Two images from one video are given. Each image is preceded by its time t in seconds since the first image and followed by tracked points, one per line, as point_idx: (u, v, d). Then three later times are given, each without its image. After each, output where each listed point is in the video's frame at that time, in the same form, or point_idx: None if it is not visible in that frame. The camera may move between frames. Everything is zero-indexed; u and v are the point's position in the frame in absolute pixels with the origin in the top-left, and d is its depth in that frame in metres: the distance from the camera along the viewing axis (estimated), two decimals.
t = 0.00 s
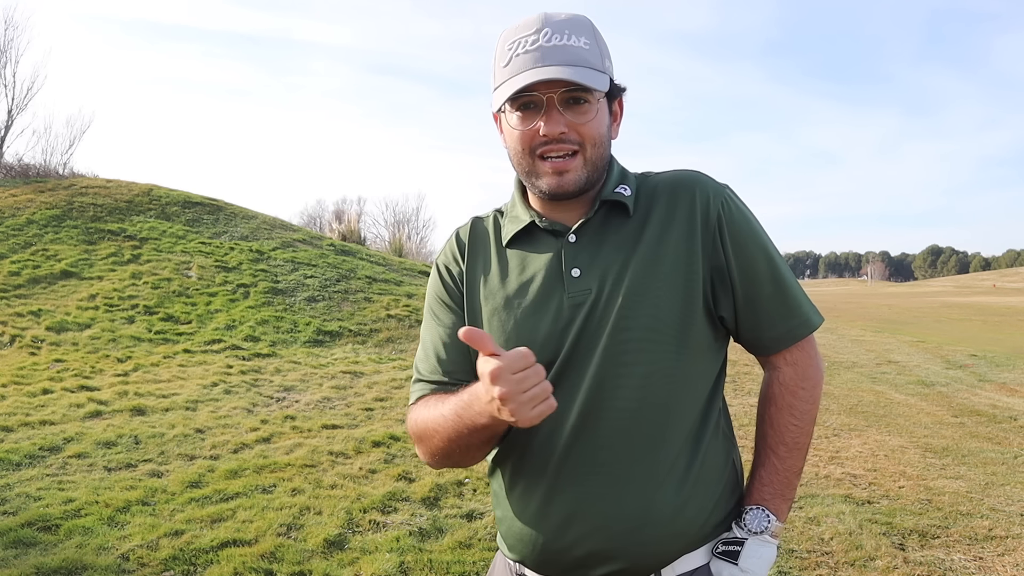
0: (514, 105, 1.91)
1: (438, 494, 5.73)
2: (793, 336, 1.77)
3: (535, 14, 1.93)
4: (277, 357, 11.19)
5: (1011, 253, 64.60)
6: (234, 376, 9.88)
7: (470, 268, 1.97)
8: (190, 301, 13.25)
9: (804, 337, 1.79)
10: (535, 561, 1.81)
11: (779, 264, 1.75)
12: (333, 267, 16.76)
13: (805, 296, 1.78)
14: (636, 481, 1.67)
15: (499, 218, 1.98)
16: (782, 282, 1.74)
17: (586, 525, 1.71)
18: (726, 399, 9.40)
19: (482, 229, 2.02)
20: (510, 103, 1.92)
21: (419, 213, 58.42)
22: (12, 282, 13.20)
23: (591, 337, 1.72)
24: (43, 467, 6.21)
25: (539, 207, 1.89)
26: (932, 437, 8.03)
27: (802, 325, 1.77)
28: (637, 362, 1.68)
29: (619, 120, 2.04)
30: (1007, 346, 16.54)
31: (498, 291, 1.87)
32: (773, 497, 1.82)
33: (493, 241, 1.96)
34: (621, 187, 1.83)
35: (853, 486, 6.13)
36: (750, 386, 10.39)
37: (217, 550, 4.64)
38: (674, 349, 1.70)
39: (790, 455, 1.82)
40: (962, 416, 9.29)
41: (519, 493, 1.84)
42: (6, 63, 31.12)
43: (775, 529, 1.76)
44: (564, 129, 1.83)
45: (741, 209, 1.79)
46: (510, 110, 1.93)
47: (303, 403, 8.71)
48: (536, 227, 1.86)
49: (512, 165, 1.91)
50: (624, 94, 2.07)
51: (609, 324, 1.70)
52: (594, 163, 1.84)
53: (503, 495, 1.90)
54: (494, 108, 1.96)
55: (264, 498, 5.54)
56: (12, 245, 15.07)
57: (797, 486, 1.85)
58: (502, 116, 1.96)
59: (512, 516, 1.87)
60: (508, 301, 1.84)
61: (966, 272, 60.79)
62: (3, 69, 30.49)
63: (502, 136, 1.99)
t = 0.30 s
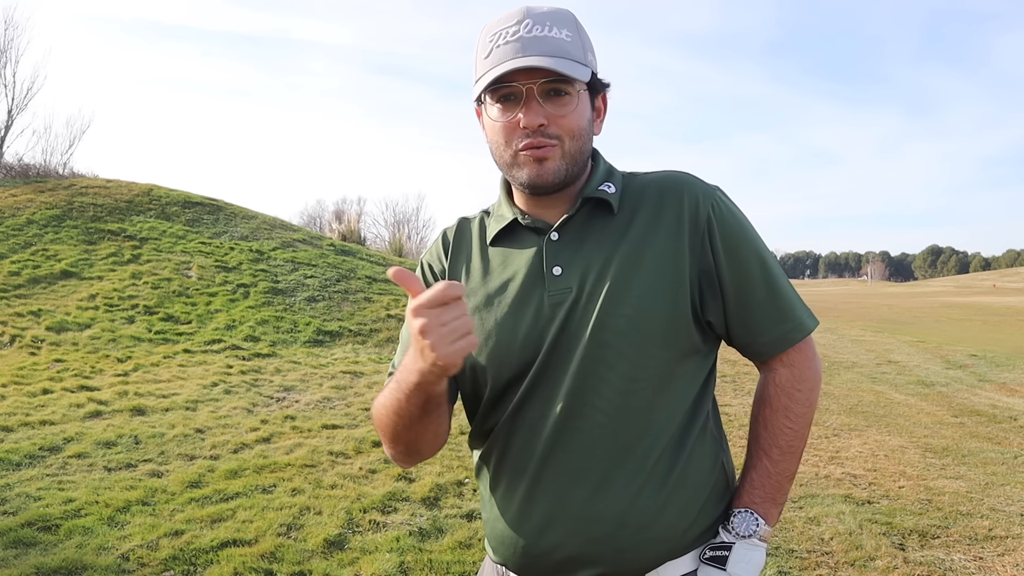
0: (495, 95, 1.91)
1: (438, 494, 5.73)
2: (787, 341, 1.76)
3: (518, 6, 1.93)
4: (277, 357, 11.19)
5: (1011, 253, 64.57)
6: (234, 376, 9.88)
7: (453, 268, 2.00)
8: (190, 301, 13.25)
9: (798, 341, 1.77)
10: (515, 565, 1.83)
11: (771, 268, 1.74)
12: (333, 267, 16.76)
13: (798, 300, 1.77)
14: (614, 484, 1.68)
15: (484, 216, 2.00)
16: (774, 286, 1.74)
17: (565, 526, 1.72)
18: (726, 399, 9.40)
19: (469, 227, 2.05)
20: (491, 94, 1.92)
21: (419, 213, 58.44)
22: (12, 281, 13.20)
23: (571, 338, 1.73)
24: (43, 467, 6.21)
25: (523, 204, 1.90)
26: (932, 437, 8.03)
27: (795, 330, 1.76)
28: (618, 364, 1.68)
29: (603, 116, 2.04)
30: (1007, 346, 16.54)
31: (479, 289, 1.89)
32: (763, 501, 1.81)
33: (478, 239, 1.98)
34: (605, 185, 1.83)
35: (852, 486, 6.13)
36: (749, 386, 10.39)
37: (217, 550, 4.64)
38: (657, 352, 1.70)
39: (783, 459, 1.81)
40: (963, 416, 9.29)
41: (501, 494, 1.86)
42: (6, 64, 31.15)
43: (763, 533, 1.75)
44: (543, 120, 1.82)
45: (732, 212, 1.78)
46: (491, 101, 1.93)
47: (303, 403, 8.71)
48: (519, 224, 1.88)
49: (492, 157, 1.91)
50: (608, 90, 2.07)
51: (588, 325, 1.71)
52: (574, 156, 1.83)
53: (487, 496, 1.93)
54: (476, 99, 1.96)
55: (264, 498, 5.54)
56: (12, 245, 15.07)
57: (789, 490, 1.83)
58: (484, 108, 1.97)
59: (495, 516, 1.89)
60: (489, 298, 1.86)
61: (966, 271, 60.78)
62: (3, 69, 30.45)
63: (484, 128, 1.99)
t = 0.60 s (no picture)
0: (487, 112, 1.92)
1: (438, 494, 5.73)
2: (784, 351, 1.75)
3: (506, 17, 1.94)
4: (277, 357, 11.19)
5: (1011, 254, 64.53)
6: (234, 376, 9.88)
7: (452, 274, 2.05)
8: (190, 301, 13.25)
9: (795, 350, 1.75)
10: (509, 562, 1.87)
11: (768, 276, 1.73)
12: (333, 267, 16.76)
13: (796, 310, 1.76)
14: (602, 485, 1.70)
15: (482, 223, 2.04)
16: (770, 294, 1.72)
17: (554, 525, 1.74)
18: (726, 399, 9.40)
19: (467, 232, 2.10)
20: (483, 110, 1.93)
21: (419, 213, 58.56)
22: (12, 282, 13.20)
23: (561, 342, 1.75)
24: (43, 467, 6.21)
25: (518, 212, 1.92)
26: (932, 437, 8.03)
27: (792, 340, 1.75)
28: (609, 369, 1.69)
29: (595, 122, 2.05)
30: (1007, 346, 16.53)
31: (476, 294, 1.95)
32: (757, 503, 1.81)
33: (475, 244, 2.03)
34: (598, 192, 1.83)
35: (852, 486, 6.13)
36: (749, 386, 10.39)
37: (217, 550, 4.64)
38: (649, 358, 1.70)
39: (780, 463, 1.81)
40: (962, 416, 9.29)
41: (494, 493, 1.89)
42: (6, 64, 31.14)
43: (754, 535, 1.75)
44: (538, 135, 1.83)
45: (731, 219, 1.76)
46: (483, 117, 1.94)
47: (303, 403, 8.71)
48: (512, 231, 1.91)
49: (487, 172, 1.92)
50: (599, 96, 2.08)
51: (579, 329, 1.73)
52: (570, 168, 1.85)
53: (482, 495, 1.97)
54: (467, 116, 1.97)
55: (264, 498, 5.55)
56: (12, 245, 15.07)
57: (784, 494, 1.83)
58: (476, 123, 1.97)
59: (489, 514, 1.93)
60: (484, 304, 1.91)
61: (966, 271, 60.74)
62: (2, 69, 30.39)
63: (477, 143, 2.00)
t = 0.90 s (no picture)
0: (504, 106, 1.96)
1: (438, 494, 5.73)
2: (778, 356, 1.72)
3: (522, 17, 1.96)
4: (276, 357, 11.19)
5: (1011, 254, 64.51)
6: (234, 376, 9.88)
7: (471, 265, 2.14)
8: (190, 301, 13.25)
9: (792, 357, 1.72)
10: (500, 545, 1.92)
11: (768, 282, 1.71)
12: (333, 267, 16.76)
13: (795, 317, 1.73)
14: (587, 472, 1.72)
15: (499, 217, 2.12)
16: (767, 300, 1.70)
17: (541, 507, 1.78)
18: (726, 399, 9.41)
19: (488, 224, 2.18)
20: (499, 104, 1.96)
21: (419, 214, 58.53)
22: (12, 282, 13.20)
23: (558, 331, 1.80)
24: (43, 467, 6.21)
25: (531, 207, 1.98)
26: (932, 437, 8.03)
27: (787, 347, 1.71)
28: (600, 360, 1.72)
29: (608, 120, 2.06)
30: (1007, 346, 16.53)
31: (487, 284, 2.02)
32: (745, 509, 1.76)
33: (492, 235, 2.12)
34: (606, 190, 1.87)
35: (853, 486, 6.13)
36: (749, 386, 10.39)
37: (217, 550, 4.64)
38: (640, 354, 1.71)
39: (770, 470, 1.76)
40: (963, 416, 9.29)
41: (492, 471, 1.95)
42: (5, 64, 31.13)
43: (741, 541, 1.72)
44: (550, 128, 1.86)
45: (735, 223, 1.75)
46: (499, 111, 1.97)
47: (303, 403, 8.71)
48: (523, 224, 1.99)
49: (503, 165, 1.97)
50: (611, 97, 2.09)
51: (574, 321, 1.78)
52: (581, 162, 1.88)
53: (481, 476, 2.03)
54: (483, 111, 2.00)
55: (264, 498, 5.54)
56: (12, 245, 15.07)
57: (774, 502, 1.79)
58: (492, 117, 2.01)
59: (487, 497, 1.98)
60: (493, 290, 1.99)
61: (966, 271, 60.72)
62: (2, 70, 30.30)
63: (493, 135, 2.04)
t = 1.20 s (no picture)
0: (542, 96, 2.00)
1: (438, 494, 5.73)
2: (774, 358, 1.71)
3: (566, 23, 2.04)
4: (276, 356, 11.19)
5: (1011, 255, 64.47)
6: (234, 376, 9.88)
7: (496, 258, 2.18)
8: (190, 301, 13.25)
9: (792, 357, 1.71)
10: (507, 524, 1.98)
11: (776, 284, 1.72)
12: (333, 267, 16.76)
13: (798, 320, 1.73)
14: (593, 456, 1.78)
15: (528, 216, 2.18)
16: (769, 301, 1.71)
17: (548, 487, 1.84)
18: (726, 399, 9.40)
19: (514, 222, 2.23)
20: (537, 95, 2.02)
21: (418, 214, 58.48)
22: (12, 282, 13.20)
23: (573, 320, 1.86)
24: (43, 467, 6.21)
25: (562, 203, 2.05)
26: (932, 437, 8.03)
27: (784, 348, 1.70)
28: (609, 350, 1.78)
29: (636, 129, 2.12)
30: (1007, 346, 16.52)
31: (512, 275, 2.06)
32: (737, 511, 1.75)
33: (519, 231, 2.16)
34: (629, 192, 1.94)
35: (853, 486, 6.13)
36: (749, 385, 10.39)
37: (217, 550, 4.64)
38: (647, 347, 1.75)
39: (762, 473, 1.75)
40: (963, 416, 9.29)
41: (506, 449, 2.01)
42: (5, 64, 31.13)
43: (731, 543, 1.71)
44: (584, 119, 1.92)
45: (746, 227, 1.78)
46: (536, 102, 2.03)
47: (303, 403, 8.71)
48: (552, 220, 2.04)
49: (535, 153, 2.01)
50: (642, 108, 2.15)
51: (588, 311, 1.84)
52: (609, 156, 1.94)
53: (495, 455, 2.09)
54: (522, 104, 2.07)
55: (264, 498, 5.54)
56: (12, 245, 15.07)
57: (768, 507, 1.77)
58: (529, 108, 2.07)
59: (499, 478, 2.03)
60: (519, 281, 2.03)
61: (966, 271, 60.68)
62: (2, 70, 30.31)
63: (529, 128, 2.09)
